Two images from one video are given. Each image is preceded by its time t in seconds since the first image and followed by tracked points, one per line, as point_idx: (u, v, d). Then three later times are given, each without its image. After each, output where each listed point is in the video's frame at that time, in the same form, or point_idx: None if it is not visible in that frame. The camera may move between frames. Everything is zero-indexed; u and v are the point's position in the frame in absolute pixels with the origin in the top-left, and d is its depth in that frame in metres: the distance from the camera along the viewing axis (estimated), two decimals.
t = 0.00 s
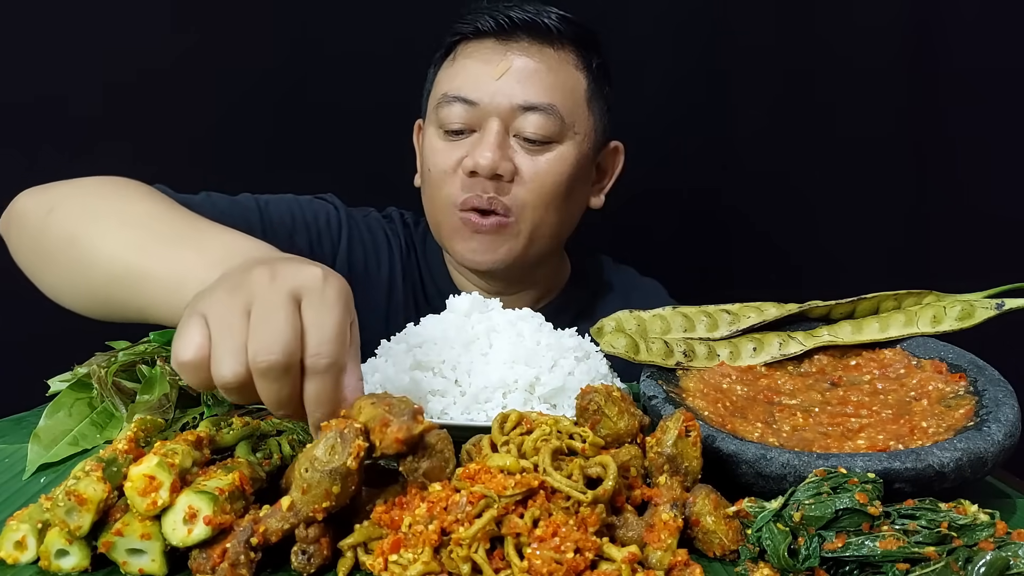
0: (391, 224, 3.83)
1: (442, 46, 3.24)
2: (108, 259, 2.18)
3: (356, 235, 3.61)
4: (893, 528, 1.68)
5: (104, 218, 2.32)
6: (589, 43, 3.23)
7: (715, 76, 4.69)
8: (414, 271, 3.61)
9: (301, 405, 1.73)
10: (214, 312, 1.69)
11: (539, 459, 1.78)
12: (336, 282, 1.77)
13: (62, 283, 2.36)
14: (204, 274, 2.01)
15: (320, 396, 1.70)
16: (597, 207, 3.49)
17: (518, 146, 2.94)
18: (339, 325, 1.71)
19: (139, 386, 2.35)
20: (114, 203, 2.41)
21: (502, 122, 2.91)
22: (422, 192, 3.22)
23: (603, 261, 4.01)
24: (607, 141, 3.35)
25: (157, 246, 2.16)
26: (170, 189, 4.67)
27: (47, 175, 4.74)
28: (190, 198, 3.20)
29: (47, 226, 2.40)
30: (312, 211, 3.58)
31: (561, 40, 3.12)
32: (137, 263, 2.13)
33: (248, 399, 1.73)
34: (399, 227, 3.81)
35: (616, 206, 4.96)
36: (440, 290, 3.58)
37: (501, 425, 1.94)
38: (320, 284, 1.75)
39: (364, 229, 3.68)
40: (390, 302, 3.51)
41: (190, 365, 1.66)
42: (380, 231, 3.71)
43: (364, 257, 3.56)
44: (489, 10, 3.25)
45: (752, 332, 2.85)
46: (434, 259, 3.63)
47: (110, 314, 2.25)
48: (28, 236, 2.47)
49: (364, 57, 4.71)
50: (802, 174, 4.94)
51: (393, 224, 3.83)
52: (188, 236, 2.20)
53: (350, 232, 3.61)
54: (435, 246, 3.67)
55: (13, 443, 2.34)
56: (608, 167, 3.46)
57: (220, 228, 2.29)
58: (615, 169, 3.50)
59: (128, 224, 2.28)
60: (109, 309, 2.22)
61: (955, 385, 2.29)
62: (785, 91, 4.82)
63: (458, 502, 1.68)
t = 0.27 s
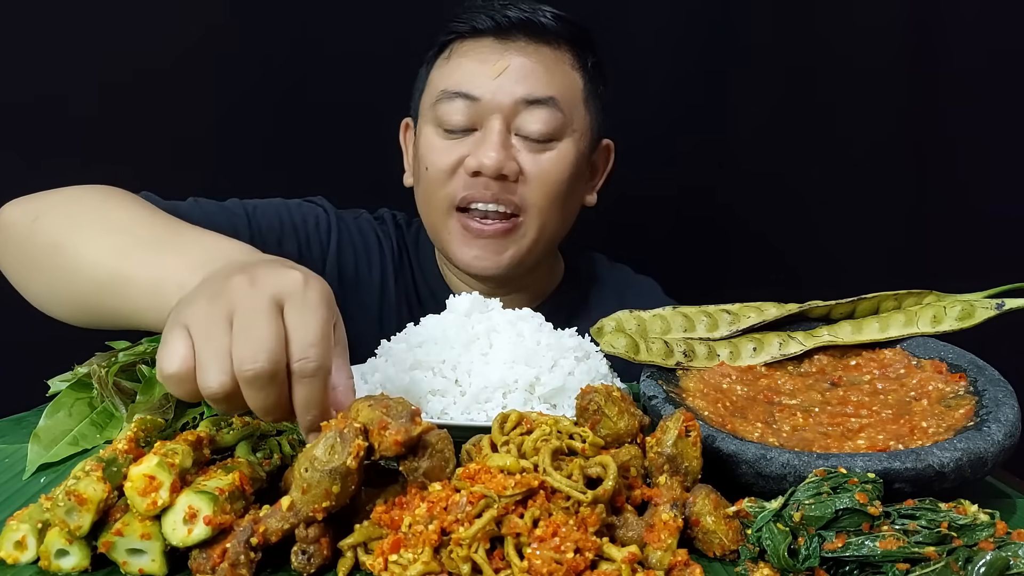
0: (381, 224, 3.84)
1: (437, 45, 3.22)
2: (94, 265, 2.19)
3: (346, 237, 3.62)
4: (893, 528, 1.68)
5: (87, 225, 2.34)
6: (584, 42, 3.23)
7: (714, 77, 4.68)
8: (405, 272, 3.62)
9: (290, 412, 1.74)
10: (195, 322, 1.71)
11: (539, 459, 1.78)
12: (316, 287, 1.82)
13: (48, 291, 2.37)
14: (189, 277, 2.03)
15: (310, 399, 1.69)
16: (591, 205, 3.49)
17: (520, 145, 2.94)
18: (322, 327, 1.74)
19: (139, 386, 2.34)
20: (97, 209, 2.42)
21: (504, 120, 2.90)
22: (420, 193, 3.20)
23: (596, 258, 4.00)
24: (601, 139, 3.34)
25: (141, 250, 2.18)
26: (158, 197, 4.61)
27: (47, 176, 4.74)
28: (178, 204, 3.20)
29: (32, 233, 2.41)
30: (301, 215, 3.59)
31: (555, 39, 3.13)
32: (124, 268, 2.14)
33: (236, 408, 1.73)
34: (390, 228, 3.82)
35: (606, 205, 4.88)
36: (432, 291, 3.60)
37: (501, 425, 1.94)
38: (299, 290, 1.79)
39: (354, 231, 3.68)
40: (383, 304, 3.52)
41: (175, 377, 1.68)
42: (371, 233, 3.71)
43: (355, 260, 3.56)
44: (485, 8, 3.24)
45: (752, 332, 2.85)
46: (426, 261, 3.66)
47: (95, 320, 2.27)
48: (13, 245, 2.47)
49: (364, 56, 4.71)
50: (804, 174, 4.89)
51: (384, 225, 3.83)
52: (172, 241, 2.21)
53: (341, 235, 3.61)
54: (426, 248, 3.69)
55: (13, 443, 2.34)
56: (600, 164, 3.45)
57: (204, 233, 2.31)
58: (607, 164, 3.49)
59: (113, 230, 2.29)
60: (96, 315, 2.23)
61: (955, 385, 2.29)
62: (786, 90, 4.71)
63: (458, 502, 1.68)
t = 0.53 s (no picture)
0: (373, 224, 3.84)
1: (432, 40, 3.13)
2: (87, 261, 2.20)
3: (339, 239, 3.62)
4: (893, 528, 1.68)
5: (77, 221, 2.33)
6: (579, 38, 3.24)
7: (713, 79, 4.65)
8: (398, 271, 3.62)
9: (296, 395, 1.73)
10: (200, 310, 1.72)
11: (539, 459, 1.78)
12: (319, 270, 1.81)
13: (41, 291, 2.37)
14: (185, 267, 2.05)
15: (320, 382, 1.69)
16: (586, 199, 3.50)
17: (533, 138, 2.98)
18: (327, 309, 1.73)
19: (140, 386, 2.34)
20: (86, 206, 2.42)
21: (518, 114, 2.94)
22: (425, 190, 3.17)
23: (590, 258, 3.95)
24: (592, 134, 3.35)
25: (133, 242, 2.19)
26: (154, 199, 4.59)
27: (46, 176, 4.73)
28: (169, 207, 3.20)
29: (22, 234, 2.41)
30: (294, 217, 3.59)
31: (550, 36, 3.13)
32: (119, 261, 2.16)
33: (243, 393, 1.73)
34: (382, 229, 3.82)
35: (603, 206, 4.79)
36: (425, 290, 3.60)
37: (501, 425, 1.94)
38: (302, 274, 1.78)
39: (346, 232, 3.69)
40: (376, 304, 3.52)
41: (182, 365, 1.68)
42: (363, 234, 3.71)
43: (347, 261, 3.57)
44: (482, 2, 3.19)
45: (752, 332, 2.85)
46: (419, 260, 3.66)
47: (90, 317, 2.28)
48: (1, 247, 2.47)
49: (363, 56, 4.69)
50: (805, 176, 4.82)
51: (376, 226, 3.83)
52: (163, 232, 2.22)
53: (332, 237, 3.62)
54: (418, 247, 3.69)
55: (13, 443, 2.34)
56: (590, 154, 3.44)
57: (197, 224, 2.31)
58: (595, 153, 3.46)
59: (103, 225, 2.30)
60: (91, 312, 2.24)
61: (955, 385, 2.29)
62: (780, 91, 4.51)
63: (458, 502, 1.68)
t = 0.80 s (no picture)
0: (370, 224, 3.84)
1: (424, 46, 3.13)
2: (86, 257, 2.21)
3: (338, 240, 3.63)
4: (893, 528, 1.68)
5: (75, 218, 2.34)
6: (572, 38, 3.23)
7: (713, 78, 4.62)
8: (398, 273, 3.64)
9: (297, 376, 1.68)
10: (199, 294, 1.72)
11: (539, 460, 1.78)
12: (316, 255, 1.80)
13: (40, 290, 2.37)
14: (184, 257, 2.05)
15: (318, 360, 1.63)
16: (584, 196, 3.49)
17: (525, 141, 2.99)
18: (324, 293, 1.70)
19: (140, 386, 2.34)
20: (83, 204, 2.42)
21: (511, 118, 2.94)
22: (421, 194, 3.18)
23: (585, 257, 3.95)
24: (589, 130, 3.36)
25: (131, 238, 2.19)
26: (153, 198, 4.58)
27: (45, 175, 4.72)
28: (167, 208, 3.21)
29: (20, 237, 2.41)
30: (291, 218, 3.58)
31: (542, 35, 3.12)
32: (118, 257, 2.16)
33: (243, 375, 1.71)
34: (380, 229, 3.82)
35: (604, 207, 4.79)
36: (423, 290, 3.60)
37: (500, 425, 1.94)
38: (300, 258, 1.76)
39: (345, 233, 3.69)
40: (374, 306, 3.54)
41: (180, 347, 1.68)
42: (362, 235, 3.71)
43: (346, 261, 3.58)
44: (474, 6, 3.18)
45: (752, 332, 2.85)
46: (418, 259, 3.65)
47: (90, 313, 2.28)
48: None
49: (362, 56, 4.68)
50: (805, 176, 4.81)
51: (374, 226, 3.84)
52: (161, 225, 2.22)
53: (330, 237, 3.62)
54: (417, 247, 3.69)
55: (13, 443, 2.34)
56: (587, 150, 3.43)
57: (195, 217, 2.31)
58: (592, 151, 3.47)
59: (101, 221, 2.30)
60: (91, 308, 2.24)
61: (955, 385, 2.29)
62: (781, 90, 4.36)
63: (458, 502, 1.68)
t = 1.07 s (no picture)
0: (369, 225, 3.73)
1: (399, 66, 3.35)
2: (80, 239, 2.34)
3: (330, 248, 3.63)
4: (893, 528, 1.68)
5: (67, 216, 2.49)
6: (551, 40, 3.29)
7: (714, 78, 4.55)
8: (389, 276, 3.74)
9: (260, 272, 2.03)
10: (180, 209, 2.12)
11: (539, 459, 1.78)
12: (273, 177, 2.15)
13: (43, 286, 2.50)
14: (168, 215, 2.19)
15: (279, 254, 1.97)
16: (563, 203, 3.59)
17: (469, 164, 3.21)
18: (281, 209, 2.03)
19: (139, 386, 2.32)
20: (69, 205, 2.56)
21: (456, 145, 3.17)
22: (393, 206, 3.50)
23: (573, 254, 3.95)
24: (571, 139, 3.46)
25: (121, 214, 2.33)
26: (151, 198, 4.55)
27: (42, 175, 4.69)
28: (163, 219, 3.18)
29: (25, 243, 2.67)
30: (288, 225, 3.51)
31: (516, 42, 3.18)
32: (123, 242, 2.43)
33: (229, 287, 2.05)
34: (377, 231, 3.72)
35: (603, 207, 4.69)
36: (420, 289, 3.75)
37: (500, 425, 1.94)
38: (257, 175, 2.12)
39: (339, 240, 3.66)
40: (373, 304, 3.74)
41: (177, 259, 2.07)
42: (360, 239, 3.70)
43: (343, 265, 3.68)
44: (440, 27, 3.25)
45: (752, 332, 2.85)
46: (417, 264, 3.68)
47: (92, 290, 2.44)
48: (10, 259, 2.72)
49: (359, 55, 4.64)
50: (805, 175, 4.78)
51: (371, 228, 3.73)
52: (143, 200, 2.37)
53: (324, 242, 3.61)
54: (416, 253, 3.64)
55: (13, 443, 2.33)
56: (578, 160, 3.85)
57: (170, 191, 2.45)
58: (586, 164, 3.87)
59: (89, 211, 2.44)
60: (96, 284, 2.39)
61: (955, 385, 2.29)
62: (785, 90, 4.12)
63: (458, 502, 1.68)
